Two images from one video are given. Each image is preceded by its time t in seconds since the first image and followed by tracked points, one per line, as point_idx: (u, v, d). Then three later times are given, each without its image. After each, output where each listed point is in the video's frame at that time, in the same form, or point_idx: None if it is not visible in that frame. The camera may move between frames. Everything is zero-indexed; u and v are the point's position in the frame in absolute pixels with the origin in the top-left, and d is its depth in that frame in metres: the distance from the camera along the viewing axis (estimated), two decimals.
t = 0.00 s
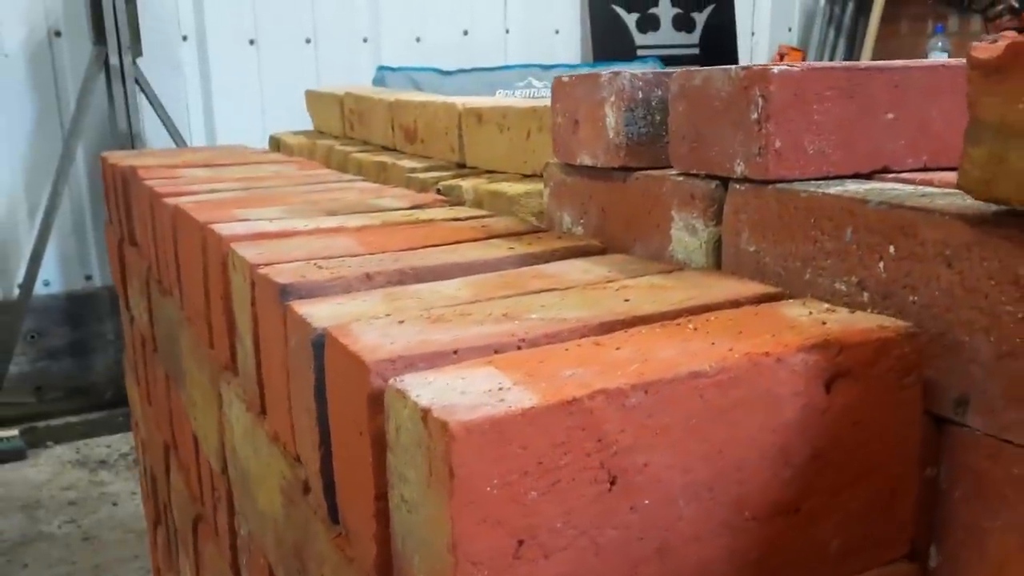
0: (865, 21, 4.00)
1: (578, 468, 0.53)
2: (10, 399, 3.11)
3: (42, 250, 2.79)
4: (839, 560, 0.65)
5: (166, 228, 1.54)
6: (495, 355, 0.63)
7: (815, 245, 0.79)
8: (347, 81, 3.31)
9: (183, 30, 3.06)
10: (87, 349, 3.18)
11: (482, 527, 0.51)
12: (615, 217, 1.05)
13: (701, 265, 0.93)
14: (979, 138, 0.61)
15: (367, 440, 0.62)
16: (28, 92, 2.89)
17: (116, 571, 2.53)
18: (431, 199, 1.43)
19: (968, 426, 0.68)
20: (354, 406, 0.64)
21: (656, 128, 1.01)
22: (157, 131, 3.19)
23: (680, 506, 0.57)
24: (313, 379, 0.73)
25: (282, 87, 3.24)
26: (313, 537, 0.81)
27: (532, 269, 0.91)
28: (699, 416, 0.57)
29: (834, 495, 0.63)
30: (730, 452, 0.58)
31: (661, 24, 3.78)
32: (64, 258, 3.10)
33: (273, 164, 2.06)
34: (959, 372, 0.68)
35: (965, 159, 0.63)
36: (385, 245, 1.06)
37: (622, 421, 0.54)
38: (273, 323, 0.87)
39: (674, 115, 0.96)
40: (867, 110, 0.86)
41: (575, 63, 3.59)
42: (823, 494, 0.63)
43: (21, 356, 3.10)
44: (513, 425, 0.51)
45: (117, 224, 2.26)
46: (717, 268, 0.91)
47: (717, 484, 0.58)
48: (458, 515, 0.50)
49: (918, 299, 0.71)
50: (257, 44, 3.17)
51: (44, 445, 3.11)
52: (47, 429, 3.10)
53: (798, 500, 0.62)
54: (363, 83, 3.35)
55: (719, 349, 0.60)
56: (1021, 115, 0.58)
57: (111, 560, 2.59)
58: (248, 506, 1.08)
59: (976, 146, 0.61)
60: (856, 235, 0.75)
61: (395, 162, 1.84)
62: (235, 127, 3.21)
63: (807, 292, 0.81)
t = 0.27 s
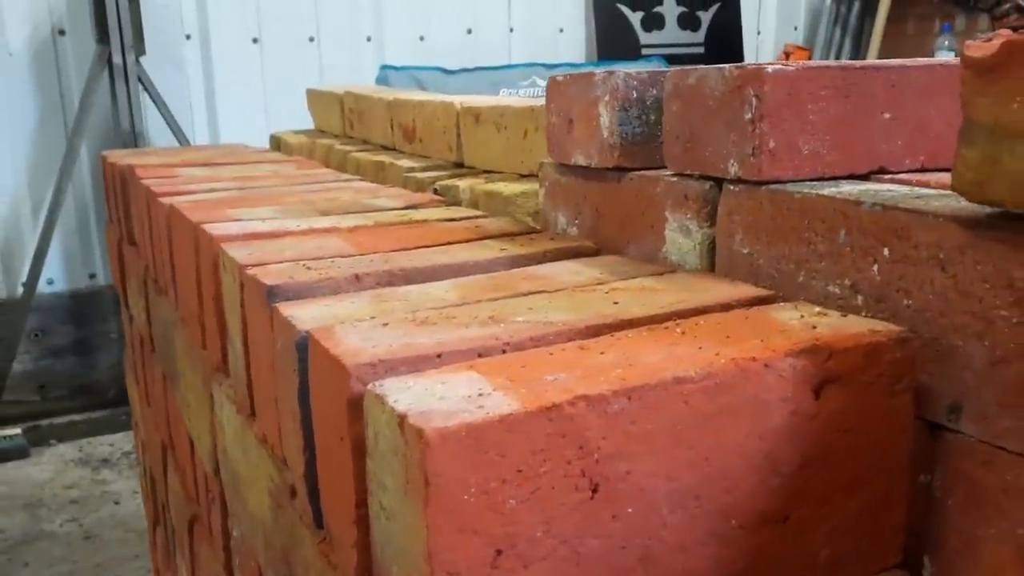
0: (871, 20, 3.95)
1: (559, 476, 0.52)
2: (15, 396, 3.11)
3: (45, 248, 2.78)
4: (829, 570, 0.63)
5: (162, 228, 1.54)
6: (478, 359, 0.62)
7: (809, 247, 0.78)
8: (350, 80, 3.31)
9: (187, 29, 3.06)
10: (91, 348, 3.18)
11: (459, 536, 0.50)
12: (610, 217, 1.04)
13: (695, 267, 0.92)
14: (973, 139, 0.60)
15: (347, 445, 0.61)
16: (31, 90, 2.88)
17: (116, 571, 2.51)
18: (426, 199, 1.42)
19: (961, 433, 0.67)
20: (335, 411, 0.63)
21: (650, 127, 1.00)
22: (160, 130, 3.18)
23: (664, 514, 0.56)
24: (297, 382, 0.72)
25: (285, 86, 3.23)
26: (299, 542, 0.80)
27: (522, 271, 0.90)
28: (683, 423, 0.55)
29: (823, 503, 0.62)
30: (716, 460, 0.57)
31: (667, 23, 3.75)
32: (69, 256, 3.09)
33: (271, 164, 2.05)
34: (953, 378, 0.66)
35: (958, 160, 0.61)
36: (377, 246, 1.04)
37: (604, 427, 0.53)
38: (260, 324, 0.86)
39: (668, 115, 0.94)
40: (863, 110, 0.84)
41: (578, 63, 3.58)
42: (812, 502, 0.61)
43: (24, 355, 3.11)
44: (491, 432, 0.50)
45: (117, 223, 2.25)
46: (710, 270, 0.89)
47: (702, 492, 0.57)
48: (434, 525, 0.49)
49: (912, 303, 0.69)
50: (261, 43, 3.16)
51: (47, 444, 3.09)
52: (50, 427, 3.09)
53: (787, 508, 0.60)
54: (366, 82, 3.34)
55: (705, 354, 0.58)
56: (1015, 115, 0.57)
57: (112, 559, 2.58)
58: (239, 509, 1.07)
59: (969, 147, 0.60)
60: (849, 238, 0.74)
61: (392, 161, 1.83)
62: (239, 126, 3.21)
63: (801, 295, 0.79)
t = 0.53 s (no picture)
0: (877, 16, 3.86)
1: (526, 477, 0.51)
2: (18, 392, 3.13)
3: (47, 245, 2.77)
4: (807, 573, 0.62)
5: (153, 223, 1.53)
6: (450, 357, 0.61)
7: (794, 245, 0.77)
8: (353, 77, 3.30)
9: (189, 25, 3.04)
10: (92, 344, 3.18)
11: (422, 538, 0.49)
12: (597, 214, 1.03)
13: (680, 265, 0.91)
14: (955, 134, 0.59)
15: (316, 445, 0.60)
16: (33, 87, 2.86)
17: (115, 568, 2.49)
18: (417, 196, 1.41)
19: (945, 433, 0.66)
20: (306, 410, 0.62)
21: (638, 123, 0.98)
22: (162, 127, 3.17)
23: (636, 516, 0.55)
24: (271, 380, 0.71)
25: (287, 83, 3.23)
26: (276, 541, 0.79)
27: (506, 268, 0.89)
28: (655, 423, 0.54)
29: (801, 505, 0.61)
30: (690, 461, 0.56)
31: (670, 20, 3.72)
32: (70, 252, 3.10)
33: (266, 160, 2.04)
34: (936, 378, 0.65)
35: (940, 157, 0.60)
36: (362, 242, 1.03)
37: (573, 427, 0.52)
38: (239, 321, 0.85)
39: (655, 111, 0.93)
40: (850, 105, 0.83)
41: (581, 60, 3.57)
42: (790, 504, 0.60)
43: (26, 351, 3.11)
44: (455, 433, 0.49)
45: (113, 219, 2.24)
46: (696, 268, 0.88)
47: (676, 494, 0.56)
48: (395, 526, 0.48)
49: (896, 301, 0.68)
50: (262, 39, 3.15)
51: (48, 440, 3.07)
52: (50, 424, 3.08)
53: (764, 510, 0.59)
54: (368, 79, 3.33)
55: (679, 353, 0.57)
56: (997, 110, 0.56)
57: (109, 555, 2.55)
58: (224, 507, 1.06)
59: (950, 142, 0.59)
60: (833, 235, 0.73)
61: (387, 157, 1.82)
62: (240, 122, 3.20)
63: (785, 293, 0.78)
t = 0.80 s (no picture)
0: (883, 12, 3.89)
1: (498, 475, 0.50)
2: (21, 388, 3.13)
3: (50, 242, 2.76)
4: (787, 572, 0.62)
5: (149, 219, 1.52)
6: (428, 353, 0.60)
7: (781, 241, 0.76)
8: (357, 74, 3.29)
9: (194, 23, 3.04)
10: (96, 339, 3.19)
11: (392, 535, 0.48)
12: (589, 211, 1.02)
13: (669, 262, 0.90)
14: (938, 129, 0.58)
15: (292, 441, 0.59)
16: (38, 85, 2.85)
17: (117, 563, 2.48)
18: (412, 192, 1.41)
19: (929, 432, 0.65)
20: (283, 405, 0.61)
21: (628, 119, 0.98)
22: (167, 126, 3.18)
23: (612, 514, 0.54)
24: (253, 376, 0.71)
25: (291, 80, 3.22)
26: (260, 538, 0.79)
27: (494, 264, 0.88)
28: (631, 420, 0.54)
29: (781, 504, 0.60)
30: (667, 459, 0.55)
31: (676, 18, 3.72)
32: (74, 249, 3.09)
33: (264, 156, 2.04)
34: (921, 376, 0.65)
35: (924, 152, 0.59)
36: (353, 237, 1.03)
37: (547, 425, 0.51)
38: (225, 317, 0.85)
39: (645, 106, 0.92)
40: (840, 100, 0.82)
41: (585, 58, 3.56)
42: (770, 502, 0.60)
43: (30, 346, 3.11)
44: (426, 429, 0.48)
45: (113, 215, 2.24)
46: (684, 265, 0.88)
47: (652, 492, 0.55)
48: (365, 524, 0.47)
49: (881, 298, 0.67)
50: (267, 37, 3.15)
51: (52, 435, 3.07)
52: (55, 419, 3.07)
53: (743, 508, 0.59)
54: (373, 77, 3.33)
55: (657, 349, 0.57)
56: (980, 104, 0.55)
57: (111, 551, 2.53)
58: (213, 504, 1.06)
59: (934, 137, 0.58)
60: (819, 231, 0.72)
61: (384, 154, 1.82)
62: (244, 119, 3.20)
63: (772, 290, 0.78)
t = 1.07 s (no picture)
0: (893, 10, 3.81)
1: (486, 465, 0.50)
2: (31, 383, 3.14)
3: (59, 239, 2.75)
4: (780, 566, 0.61)
5: (152, 214, 1.53)
6: (419, 344, 0.60)
7: (778, 233, 0.76)
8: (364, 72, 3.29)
9: (201, 20, 3.05)
10: (106, 336, 3.20)
11: (379, 525, 0.48)
12: (588, 204, 1.02)
13: (667, 255, 0.90)
14: (935, 118, 0.57)
15: (283, 431, 0.59)
16: (48, 82, 2.85)
17: (123, 558, 2.46)
18: (413, 187, 1.40)
19: (926, 426, 0.64)
20: (274, 396, 0.61)
21: (627, 112, 0.97)
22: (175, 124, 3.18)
23: (602, 506, 0.54)
24: (247, 368, 0.71)
25: (299, 77, 3.23)
26: (255, 531, 0.78)
27: (491, 258, 0.88)
28: (622, 411, 0.53)
29: (774, 497, 0.60)
30: (659, 450, 0.55)
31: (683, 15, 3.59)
32: (82, 246, 3.09)
33: (268, 152, 2.04)
34: (917, 369, 0.64)
35: (920, 142, 0.59)
36: (351, 231, 1.03)
37: (536, 415, 0.51)
38: (221, 310, 0.85)
39: (644, 99, 0.92)
40: (840, 92, 0.81)
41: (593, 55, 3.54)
42: (763, 495, 0.59)
43: (40, 343, 3.12)
44: (413, 419, 0.48)
45: (119, 211, 2.24)
46: (683, 258, 0.87)
47: (643, 483, 0.55)
48: (350, 514, 0.47)
49: (878, 291, 0.67)
50: (274, 34, 3.15)
51: (60, 431, 3.09)
52: (63, 416, 3.11)
53: (736, 501, 0.58)
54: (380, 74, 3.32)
55: (649, 340, 0.56)
56: (976, 93, 0.54)
57: (117, 546, 2.52)
58: (213, 498, 1.05)
59: (930, 127, 0.58)
60: (816, 224, 0.71)
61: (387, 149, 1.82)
62: (252, 116, 3.20)
63: (770, 283, 0.77)
